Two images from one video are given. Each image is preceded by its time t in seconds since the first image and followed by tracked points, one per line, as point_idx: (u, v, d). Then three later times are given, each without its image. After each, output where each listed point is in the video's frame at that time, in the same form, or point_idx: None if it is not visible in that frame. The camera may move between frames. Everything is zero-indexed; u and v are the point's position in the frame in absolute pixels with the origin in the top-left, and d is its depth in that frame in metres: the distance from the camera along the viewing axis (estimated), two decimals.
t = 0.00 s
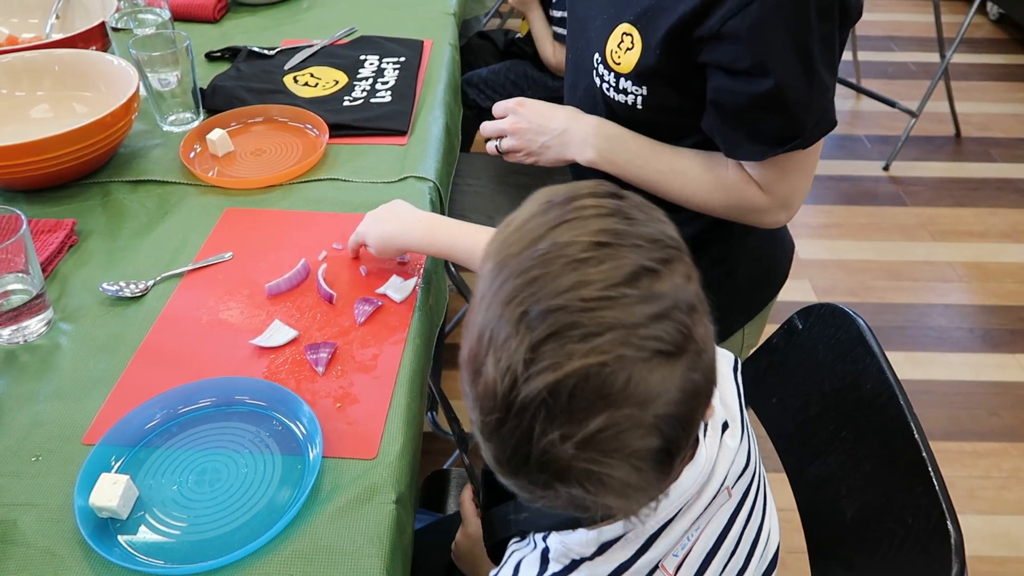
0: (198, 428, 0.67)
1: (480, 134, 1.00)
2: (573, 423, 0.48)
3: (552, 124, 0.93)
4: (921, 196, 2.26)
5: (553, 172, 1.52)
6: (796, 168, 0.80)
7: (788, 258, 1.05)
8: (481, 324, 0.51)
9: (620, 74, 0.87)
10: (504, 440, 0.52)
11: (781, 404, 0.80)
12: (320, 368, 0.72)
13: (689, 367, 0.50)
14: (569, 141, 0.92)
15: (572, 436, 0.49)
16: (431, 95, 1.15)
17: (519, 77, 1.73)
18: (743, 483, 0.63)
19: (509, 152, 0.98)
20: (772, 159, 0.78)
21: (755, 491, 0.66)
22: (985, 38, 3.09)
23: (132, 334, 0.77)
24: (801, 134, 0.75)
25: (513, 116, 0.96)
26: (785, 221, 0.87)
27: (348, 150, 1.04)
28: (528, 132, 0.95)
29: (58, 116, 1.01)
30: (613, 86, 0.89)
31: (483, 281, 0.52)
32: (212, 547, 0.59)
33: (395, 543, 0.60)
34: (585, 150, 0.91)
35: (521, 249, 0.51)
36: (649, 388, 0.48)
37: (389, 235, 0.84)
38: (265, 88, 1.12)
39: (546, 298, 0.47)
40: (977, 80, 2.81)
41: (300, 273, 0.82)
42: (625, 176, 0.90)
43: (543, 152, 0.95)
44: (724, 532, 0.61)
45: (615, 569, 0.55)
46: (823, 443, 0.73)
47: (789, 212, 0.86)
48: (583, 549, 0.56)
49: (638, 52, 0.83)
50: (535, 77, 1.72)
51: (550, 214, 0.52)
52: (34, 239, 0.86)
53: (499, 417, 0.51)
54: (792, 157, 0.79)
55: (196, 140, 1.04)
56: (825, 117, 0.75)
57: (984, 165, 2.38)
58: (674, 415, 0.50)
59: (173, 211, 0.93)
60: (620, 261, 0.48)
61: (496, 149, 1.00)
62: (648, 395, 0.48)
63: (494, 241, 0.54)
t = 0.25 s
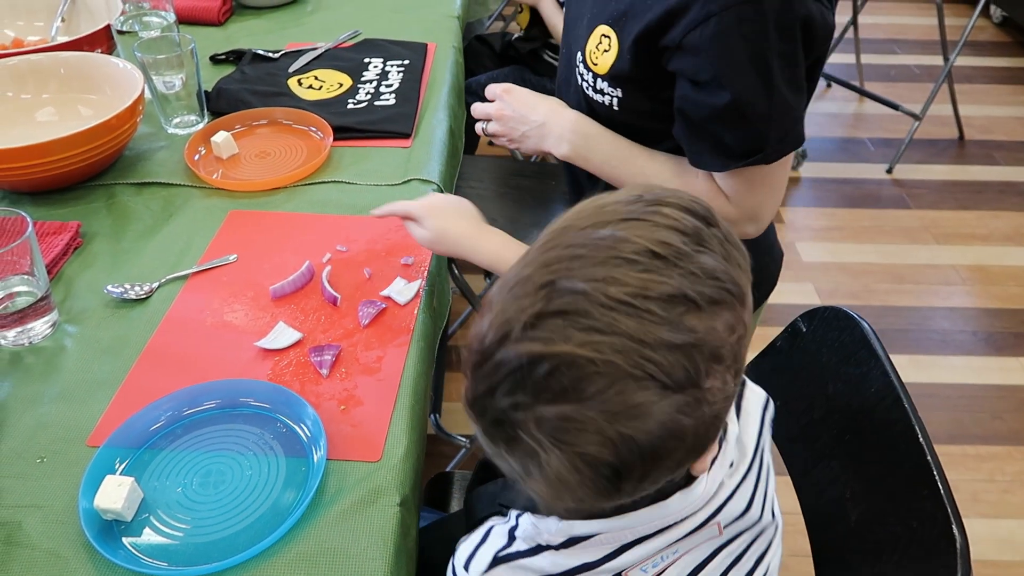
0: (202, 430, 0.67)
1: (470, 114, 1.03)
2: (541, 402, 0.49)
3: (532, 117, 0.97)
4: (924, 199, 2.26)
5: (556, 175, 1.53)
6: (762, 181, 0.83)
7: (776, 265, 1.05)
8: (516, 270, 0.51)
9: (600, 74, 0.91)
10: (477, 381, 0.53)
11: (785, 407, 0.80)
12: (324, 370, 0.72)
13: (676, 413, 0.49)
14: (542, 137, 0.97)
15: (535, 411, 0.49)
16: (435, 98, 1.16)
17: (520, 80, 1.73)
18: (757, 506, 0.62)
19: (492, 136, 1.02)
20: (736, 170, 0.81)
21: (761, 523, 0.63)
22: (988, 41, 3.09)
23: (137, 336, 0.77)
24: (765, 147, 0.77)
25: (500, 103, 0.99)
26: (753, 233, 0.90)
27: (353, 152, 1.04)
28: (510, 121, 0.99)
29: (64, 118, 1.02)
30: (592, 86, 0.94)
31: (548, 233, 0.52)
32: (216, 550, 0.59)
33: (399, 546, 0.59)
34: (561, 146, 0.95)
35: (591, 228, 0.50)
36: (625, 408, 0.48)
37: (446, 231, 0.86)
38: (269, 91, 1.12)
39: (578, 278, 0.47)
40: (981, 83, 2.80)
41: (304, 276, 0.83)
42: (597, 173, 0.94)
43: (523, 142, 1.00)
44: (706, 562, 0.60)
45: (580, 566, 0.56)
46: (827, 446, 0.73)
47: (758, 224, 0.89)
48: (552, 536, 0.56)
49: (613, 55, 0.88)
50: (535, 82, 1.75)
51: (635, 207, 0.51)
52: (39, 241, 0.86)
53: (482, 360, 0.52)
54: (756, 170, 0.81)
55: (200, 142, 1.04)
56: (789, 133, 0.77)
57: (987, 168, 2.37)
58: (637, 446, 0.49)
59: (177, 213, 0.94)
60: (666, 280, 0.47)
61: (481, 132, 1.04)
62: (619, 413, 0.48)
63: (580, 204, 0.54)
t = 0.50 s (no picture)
0: (202, 431, 0.67)
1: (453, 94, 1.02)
2: (494, 346, 0.51)
3: (515, 97, 0.96)
4: (925, 201, 2.25)
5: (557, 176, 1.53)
6: (743, 167, 0.85)
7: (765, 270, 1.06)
8: (542, 232, 0.53)
9: (588, 65, 0.93)
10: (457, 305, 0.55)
11: (787, 409, 0.80)
12: (325, 371, 0.72)
13: (607, 413, 0.50)
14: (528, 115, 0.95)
15: (486, 353, 0.51)
16: (436, 99, 1.16)
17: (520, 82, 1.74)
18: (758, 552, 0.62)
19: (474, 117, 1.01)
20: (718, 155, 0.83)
21: None
22: (989, 44, 3.09)
23: (137, 337, 0.77)
24: (748, 133, 0.80)
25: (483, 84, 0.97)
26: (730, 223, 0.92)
27: (354, 153, 1.04)
28: (493, 101, 0.98)
29: (65, 118, 1.01)
30: (580, 76, 0.96)
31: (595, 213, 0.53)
32: (215, 551, 0.59)
33: (399, 549, 0.59)
34: (542, 128, 0.95)
35: (630, 226, 0.51)
36: (559, 386, 0.49)
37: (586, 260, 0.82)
38: (270, 92, 1.12)
39: (584, 259, 0.49)
40: (982, 86, 2.80)
41: (305, 276, 0.82)
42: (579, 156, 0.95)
43: (504, 122, 0.99)
44: None
45: (537, 537, 0.60)
46: (829, 448, 0.73)
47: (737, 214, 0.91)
48: (524, 500, 0.60)
49: (603, 44, 0.90)
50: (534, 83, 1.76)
51: (679, 221, 0.52)
52: (40, 241, 0.86)
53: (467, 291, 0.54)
54: (738, 156, 0.84)
55: (201, 143, 1.04)
56: (771, 121, 0.80)
57: (988, 171, 2.37)
58: (562, 426, 0.51)
59: (178, 214, 0.93)
60: (657, 290, 0.48)
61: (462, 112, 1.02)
62: (551, 387, 0.49)
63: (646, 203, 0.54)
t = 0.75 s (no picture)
0: (200, 432, 0.67)
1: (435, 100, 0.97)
2: (492, 325, 0.51)
3: (508, 91, 0.92)
4: (924, 203, 2.26)
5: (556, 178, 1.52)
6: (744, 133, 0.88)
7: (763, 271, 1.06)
8: (539, 221, 0.54)
9: (586, 51, 0.92)
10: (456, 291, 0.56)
11: (785, 410, 0.80)
12: (323, 372, 0.72)
13: (607, 396, 0.50)
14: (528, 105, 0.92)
15: (485, 338, 0.52)
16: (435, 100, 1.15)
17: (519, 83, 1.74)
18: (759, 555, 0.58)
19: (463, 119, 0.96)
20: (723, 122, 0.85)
21: None
22: (988, 46, 3.09)
23: (135, 338, 0.76)
24: (754, 95, 0.82)
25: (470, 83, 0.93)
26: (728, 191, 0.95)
27: (353, 154, 1.04)
28: (486, 98, 0.94)
29: (63, 119, 1.01)
30: (574, 66, 0.94)
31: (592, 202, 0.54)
32: (213, 553, 0.58)
33: (396, 551, 0.59)
34: (543, 118, 0.92)
35: (626, 215, 0.51)
36: (557, 369, 0.49)
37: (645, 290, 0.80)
38: (268, 93, 1.12)
39: (580, 244, 0.49)
40: (982, 88, 2.81)
41: (303, 278, 0.82)
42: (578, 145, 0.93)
43: (498, 119, 0.94)
44: None
45: (535, 529, 0.59)
46: (828, 449, 0.73)
47: (733, 181, 0.94)
48: (524, 490, 0.59)
49: (603, 30, 0.88)
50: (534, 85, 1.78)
51: (676, 212, 0.52)
52: (37, 242, 0.86)
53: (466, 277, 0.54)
54: (739, 122, 0.86)
55: (200, 144, 1.04)
56: (772, 82, 0.82)
57: (987, 173, 2.37)
58: (562, 410, 0.51)
59: (176, 215, 0.93)
60: (651, 274, 0.48)
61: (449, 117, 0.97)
62: (547, 369, 0.49)
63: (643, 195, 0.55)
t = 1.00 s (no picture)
0: (198, 434, 0.67)
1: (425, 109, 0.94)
2: (560, 394, 0.49)
3: (502, 90, 0.91)
4: (924, 204, 2.26)
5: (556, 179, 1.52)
6: (731, 102, 0.90)
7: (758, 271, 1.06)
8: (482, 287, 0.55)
9: (574, 38, 0.91)
10: (478, 396, 0.54)
11: (785, 412, 0.80)
12: (322, 374, 0.72)
13: (661, 355, 0.49)
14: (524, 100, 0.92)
15: (528, 399, 0.51)
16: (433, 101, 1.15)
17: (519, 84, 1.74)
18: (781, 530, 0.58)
19: (458, 124, 0.93)
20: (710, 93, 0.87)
21: None
22: (987, 48, 3.10)
23: (133, 339, 0.76)
24: (741, 65, 0.83)
25: (459, 85, 0.91)
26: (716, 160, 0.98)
27: (352, 155, 1.04)
28: (476, 99, 0.91)
29: (61, 119, 1.01)
30: (563, 54, 0.93)
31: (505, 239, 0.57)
32: (211, 555, 0.58)
33: (396, 554, 0.59)
34: (539, 110, 0.91)
35: (532, 221, 0.55)
36: (608, 361, 0.48)
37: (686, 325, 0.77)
38: (267, 93, 1.12)
39: (522, 258, 0.51)
40: (981, 90, 2.81)
41: (302, 279, 0.82)
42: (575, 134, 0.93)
43: (491, 119, 0.92)
44: None
45: (562, 565, 0.54)
46: (828, 451, 0.73)
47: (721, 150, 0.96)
48: (547, 528, 0.54)
49: (591, 12, 0.88)
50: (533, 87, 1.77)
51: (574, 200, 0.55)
52: (35, 243, 0.85)
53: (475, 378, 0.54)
54: (725, 93, 0.88)
55: (198, 144, 1.04)
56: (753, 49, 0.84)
57: (987, 174, 2.37)
58: (638, 399, 0.49)
59: (174, 215, 0.93)
60: (623, 247, 0.50)
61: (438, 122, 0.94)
62: (600, 368, 0.48)
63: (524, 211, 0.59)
